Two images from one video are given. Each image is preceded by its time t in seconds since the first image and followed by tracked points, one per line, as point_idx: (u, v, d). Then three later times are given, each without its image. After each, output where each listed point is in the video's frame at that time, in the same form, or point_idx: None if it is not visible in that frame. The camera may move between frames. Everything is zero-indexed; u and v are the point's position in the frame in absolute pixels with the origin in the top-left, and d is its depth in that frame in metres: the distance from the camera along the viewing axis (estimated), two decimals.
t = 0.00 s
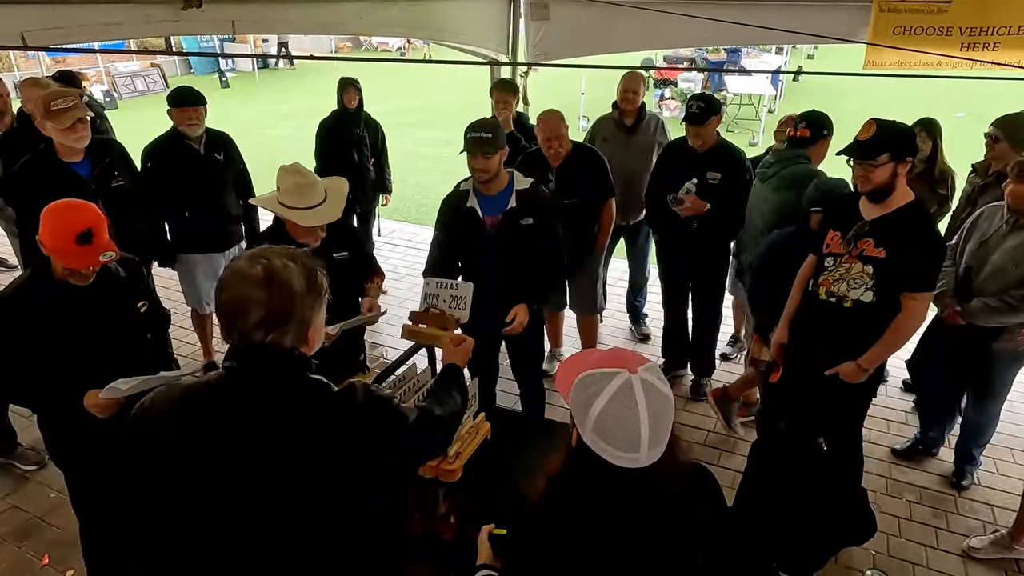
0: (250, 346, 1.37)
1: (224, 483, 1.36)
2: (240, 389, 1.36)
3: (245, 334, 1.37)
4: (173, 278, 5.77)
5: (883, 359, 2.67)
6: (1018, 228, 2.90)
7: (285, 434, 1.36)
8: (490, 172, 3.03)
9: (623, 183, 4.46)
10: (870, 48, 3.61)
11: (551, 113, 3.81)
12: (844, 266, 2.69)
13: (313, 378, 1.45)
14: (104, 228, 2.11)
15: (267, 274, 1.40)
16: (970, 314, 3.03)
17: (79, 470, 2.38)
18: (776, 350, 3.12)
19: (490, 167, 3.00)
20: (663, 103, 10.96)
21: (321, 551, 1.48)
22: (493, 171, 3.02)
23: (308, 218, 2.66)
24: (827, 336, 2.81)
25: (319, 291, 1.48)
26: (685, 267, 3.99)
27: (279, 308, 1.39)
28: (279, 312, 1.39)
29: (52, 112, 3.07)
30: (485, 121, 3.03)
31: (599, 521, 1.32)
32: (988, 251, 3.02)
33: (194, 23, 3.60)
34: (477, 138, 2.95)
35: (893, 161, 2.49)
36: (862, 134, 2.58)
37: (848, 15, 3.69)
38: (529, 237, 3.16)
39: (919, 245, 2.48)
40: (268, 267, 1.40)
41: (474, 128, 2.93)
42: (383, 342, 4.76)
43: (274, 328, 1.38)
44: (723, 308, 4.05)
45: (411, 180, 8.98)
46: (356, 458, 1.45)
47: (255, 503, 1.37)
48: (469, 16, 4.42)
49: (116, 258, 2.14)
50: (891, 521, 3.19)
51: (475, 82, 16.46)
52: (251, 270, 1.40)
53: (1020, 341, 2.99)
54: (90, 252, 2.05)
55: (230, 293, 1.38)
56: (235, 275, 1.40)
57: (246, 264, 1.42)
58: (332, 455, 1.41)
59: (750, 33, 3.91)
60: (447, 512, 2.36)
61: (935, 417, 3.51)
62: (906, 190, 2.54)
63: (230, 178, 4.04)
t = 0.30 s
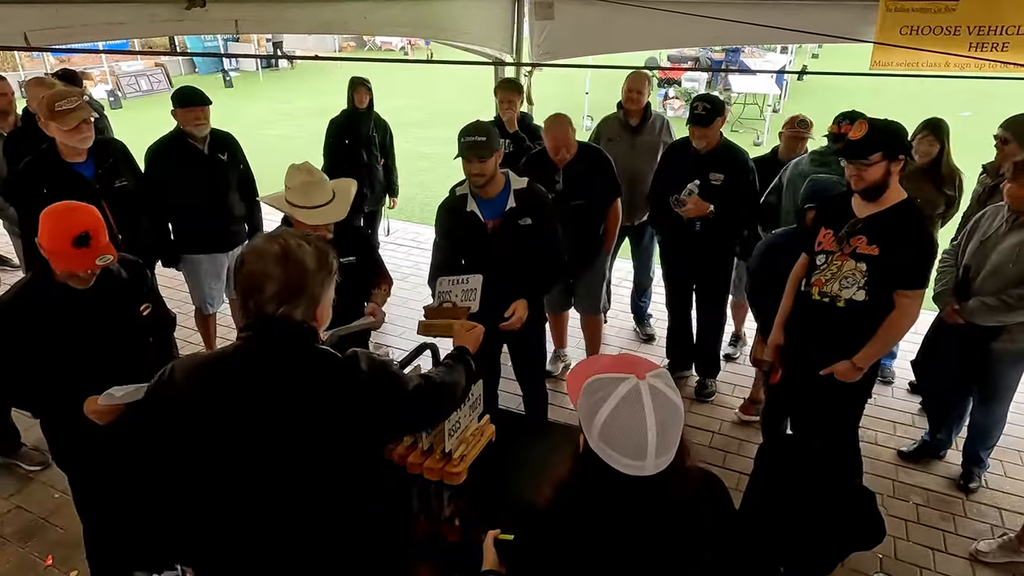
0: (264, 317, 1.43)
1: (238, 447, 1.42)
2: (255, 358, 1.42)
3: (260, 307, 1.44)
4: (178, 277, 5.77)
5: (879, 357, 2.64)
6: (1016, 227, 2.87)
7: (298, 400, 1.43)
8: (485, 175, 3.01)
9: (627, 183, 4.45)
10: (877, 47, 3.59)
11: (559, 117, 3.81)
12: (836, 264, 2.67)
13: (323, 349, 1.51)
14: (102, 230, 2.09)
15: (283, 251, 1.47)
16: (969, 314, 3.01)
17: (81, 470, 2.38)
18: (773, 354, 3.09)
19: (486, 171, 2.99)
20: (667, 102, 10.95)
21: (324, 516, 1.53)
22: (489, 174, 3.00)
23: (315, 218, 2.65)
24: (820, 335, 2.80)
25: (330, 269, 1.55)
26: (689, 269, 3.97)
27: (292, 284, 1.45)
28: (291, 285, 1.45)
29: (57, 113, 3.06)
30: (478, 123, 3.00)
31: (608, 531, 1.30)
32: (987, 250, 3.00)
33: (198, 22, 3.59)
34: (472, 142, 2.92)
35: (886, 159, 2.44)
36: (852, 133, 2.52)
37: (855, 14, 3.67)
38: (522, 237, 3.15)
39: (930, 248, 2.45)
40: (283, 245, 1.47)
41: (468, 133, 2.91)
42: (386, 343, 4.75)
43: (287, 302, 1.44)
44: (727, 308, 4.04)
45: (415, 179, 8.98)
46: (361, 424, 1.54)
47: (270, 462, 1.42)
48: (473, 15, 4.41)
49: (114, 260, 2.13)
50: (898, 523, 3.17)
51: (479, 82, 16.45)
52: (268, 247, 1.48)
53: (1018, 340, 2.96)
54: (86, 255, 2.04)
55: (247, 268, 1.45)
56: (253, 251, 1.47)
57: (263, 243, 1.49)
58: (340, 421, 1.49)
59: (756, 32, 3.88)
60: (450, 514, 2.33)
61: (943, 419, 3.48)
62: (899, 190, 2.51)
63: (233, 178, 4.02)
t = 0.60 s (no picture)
0: (260, 283, 1.50)
1: (240, 420, 1.50)
2: (253, 334, 1.50)
3: (256, 274, 1.51)
4: (181, 277, 5.78)
5: (876, 355, 2.64)
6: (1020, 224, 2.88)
7: (296, 374, 1.50)
8: (485, 179, 3.02)
9: (631, 184, 4.44)
10: (881, 47, 3.58)
11: (567, 121, 3.81)
12: (832, 265, 2.66)
13: (317, 317, 1.57)
14: (105, 236, 2.10)
15: (275, 224, 1.55)
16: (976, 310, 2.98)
17: (85, 472, 2.37)
18: (773, 355, 3.06)
19: (486, 176, 2.99)
20: (670, 102, 10.95)
21: (327, 480, 1.63)
22: (489, 178, 3.01)
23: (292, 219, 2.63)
24: (816, 334, 2.79)
25: (322, 242, 1.62)
26: (692, 269, 3.96)
27: (286, 252, 1.52)
28: (284, 254, 1.52)
29: (66, 113, 3.06)
30: (478, 126, 2.99)
31: (614, 538, 1.29)
32: (992, 248, 2.99)
33: (201, 23, 3.60)
34: (472, 146, 2.91)
35: (870, 161, 2.45)
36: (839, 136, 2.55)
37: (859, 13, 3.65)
38: (521, 239, 3.14)
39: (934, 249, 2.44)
40: (275, 219, 1.57)
41: (469, 139, 2.90)
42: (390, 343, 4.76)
43: (281, 270, 1.51)
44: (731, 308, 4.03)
45: (418, 179, 8.98)
46: (359, 394, 1.61)
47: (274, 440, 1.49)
48: (476, 15, 4.40)
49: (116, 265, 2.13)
50: (903, 524, 3.16)
51: (482, 81, 16.45)
52: (263, 221, 1.57)
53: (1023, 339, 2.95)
54: (89, 259, 2.04)
55: (243, 241, 1.54)
56: (249, 225, 1.56)
57: (256, 219, 1.58)
58: (339, 393, 1.57)
59: (759, 32, 3.87)
60: (454, 514, 2.36)
61: (948, 420, 3.47)
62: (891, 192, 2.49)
63: (237, 177, 4.03)
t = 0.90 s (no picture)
0: (268, 270, 1.55)
1: (241, 410, 1.54)
2: (261, 324, 1.52)
3: (265, 262, 1.55)
4: (186, 275, 5.80)
5: (873, 354, 2.64)
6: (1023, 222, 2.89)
7: (303, 367, 1.54)
8: (486, 180, 3.03)
9: (636, 183, 4.44)
10: (885, 45, 3.57)
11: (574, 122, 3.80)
12: (832, 262, 2.67)
13: (323, 304, 1.60)
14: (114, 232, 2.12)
15: (283, 213, 1.60)
16: (991, 309, 2.99)
17: (94, 470, 2.39)
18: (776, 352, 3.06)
19: (488, 176, 3.01)
20: (673, 100, 10.95)
21: (332, 470, 1.67)
22: (490, 178, 3.02)
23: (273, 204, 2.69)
24: (817, 333, 2.80)
25: (327, 231, 1.67)
26: (695, 267, 3.96)
27: (293, 241, 1.57)
28: (292, 242, 1.57)
29: (80, 111, 3.07)
30: (477, 126, 3.00)
31: (622, 532, 1.30)
32: (996, 246, 2.99)
33: (206, 22, 3.61)
34: (472, 146, 2.92)
35: (852, 160, 2.49)
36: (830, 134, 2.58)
37: (863, 11, 3.65)
38: (523, 240, 3.14)
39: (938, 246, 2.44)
40: (283, 209, 1.61)
41: (468, 139, 2.91)
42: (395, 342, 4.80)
43: (288, 257, 1.55)
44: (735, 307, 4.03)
45: (421, 177, 8.99)
46: (365, 386, 1.63)
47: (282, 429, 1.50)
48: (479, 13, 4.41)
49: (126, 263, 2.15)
50: (906, 522, 3.17)
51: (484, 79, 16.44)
52: (271, 211, 1.62)
53: None
54: (100, 259, 2.05)
55: (252, 230, 1.59)
56: (258, 216, 1.61)
57: (265, 210, 1.63)
58: (346, 380, 1.59)
59: (763, 30, 3.87)
60: (458, 512, 2.43)
61: (952, 417, 3.47)
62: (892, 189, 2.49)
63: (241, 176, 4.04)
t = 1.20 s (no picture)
0: (263, 265, 1.56)
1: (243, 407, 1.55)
2: (260, 319, 1.53)
3: (260, 256, 1.56)
4: (189, 274, 5.81)
5: (871, 359, 2.63)
6: None
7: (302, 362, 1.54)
8: (490, 180, 3.03)
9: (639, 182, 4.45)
10: (889, 42, 3.56)
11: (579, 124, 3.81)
12: (836, 261, 2.68)
13: (319, 299, 1.61)
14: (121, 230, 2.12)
15: (278, 208, 1.61)
16: (999, 305, 3.01)
17: (100, 467, 2.40)
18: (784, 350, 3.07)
19: (493, 176, 3.02)
20: (675, 98, 10.94)
21: (332, 468, 1.68)
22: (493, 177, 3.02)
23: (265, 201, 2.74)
24: (824, 334, 2.80)
25: (321, 225, 1.68)
26: (699, 264, 3.97)
27: (288, 235, 1.57)
28: (287, 236, 1.57)
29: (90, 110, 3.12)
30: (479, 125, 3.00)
31: (625, 528, 1.31)
32: (998, 244, 3.00)
33: (211, 20, 3.62)
34: (476, 146, 2.93)
35: (858, 158, 2.51)
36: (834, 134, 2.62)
37: (867, 9, 3.64)
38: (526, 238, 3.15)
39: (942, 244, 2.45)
40: (278, 204, 1.62)
41: (469, 139, 2.92)
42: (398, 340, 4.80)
43: (282, 251, 1.56)
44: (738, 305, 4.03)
45: (423, 176, 8.99)
46: (366, 382, 1.63)
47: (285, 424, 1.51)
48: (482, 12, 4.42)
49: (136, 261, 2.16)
50: (909, 519, 3.17)
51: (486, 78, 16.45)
52: (267, 206, 1.63)
53: None
54: (110, 256, 2.07)
55: (247, 225, 1.59)
56: (254, 212, 1.62)
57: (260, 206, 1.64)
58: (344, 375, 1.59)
59: (766, 27, 3.87)
60: (463, 508, 2.43)
61: (955, 415, 3.47)
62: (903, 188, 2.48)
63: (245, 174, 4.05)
